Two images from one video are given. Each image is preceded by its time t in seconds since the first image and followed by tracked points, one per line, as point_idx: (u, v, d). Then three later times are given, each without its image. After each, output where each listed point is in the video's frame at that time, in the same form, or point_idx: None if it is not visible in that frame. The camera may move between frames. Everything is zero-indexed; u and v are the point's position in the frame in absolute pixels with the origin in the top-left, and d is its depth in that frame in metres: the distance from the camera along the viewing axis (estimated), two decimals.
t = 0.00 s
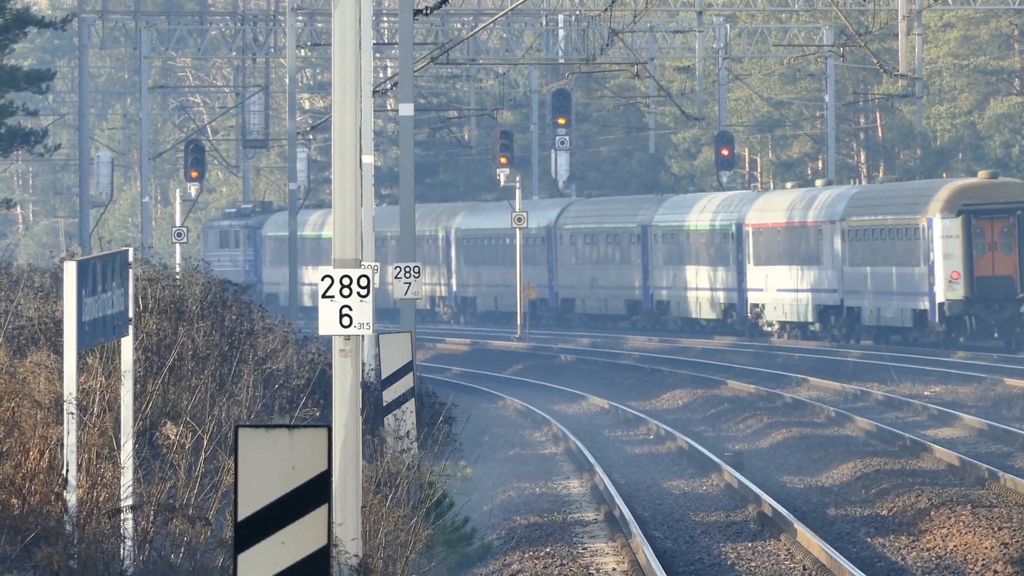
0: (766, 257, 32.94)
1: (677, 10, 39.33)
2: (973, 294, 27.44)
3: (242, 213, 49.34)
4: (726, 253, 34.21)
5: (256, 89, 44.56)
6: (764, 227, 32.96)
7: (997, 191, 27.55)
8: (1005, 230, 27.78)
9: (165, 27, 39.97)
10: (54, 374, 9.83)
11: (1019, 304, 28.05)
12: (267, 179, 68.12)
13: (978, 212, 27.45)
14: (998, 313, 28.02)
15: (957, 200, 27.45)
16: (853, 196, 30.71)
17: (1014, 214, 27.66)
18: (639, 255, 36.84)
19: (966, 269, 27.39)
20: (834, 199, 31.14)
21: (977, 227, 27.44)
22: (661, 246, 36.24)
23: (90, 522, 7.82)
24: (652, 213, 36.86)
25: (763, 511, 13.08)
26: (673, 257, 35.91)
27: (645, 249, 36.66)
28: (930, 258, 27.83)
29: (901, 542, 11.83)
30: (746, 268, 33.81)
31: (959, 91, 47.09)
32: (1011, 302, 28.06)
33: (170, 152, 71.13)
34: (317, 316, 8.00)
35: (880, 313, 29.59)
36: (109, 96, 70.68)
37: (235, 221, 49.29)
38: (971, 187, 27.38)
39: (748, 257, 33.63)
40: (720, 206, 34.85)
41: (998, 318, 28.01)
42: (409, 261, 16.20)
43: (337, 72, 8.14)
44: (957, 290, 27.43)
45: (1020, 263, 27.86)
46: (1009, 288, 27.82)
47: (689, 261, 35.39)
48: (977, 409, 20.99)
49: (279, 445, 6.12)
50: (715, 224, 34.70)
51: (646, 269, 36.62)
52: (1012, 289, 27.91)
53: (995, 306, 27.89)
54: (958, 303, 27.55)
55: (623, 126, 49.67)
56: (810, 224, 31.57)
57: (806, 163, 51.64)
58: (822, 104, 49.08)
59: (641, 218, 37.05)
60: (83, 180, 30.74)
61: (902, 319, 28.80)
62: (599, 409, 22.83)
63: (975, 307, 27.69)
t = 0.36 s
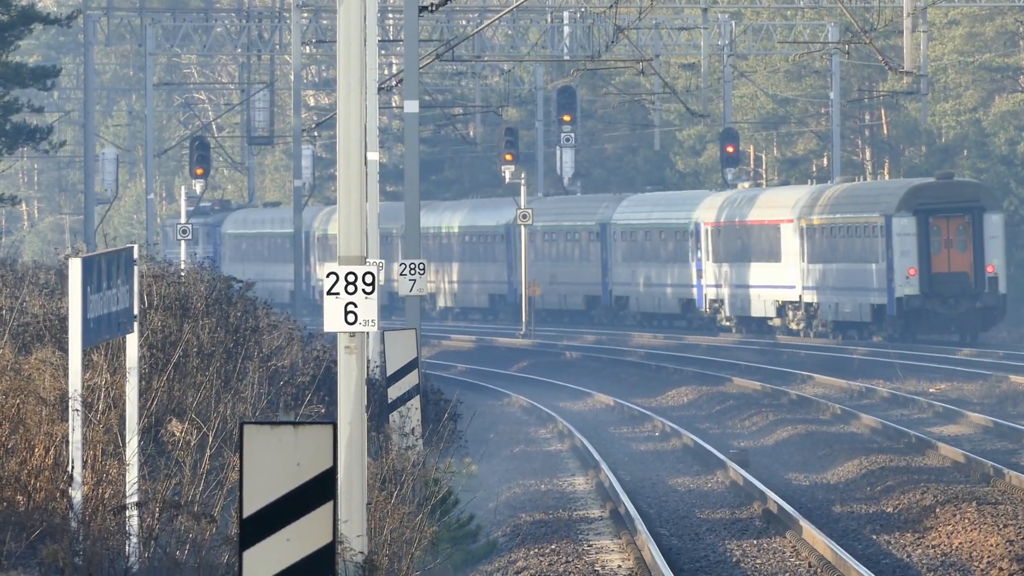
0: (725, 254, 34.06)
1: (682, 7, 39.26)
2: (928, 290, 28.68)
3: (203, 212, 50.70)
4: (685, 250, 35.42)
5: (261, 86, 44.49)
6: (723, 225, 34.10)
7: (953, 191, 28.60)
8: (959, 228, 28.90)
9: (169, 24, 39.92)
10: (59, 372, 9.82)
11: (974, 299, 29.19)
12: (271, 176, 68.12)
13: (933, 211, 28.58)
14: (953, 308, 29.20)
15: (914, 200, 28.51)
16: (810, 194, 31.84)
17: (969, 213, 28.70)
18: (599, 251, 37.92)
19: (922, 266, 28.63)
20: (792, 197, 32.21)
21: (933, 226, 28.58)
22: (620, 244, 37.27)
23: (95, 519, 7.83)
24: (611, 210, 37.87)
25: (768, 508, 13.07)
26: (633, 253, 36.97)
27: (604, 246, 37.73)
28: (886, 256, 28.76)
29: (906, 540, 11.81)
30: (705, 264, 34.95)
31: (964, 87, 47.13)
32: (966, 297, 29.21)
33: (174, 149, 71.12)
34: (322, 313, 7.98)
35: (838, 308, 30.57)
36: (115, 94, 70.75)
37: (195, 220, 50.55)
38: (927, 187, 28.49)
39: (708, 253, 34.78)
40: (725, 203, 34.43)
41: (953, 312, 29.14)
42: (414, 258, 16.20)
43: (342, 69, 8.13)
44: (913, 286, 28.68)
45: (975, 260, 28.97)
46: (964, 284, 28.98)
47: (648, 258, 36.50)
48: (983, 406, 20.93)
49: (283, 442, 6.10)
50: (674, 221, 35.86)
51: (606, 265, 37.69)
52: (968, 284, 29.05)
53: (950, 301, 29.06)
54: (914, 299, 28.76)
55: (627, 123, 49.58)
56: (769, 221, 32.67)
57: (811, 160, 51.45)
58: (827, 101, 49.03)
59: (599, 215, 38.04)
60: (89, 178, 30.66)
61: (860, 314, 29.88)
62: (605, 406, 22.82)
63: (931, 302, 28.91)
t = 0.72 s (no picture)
0: (687, 251, 35.41)
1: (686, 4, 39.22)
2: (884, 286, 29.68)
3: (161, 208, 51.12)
4: (644, 248, 36.73)
5: (266, 83, 44.48)
6: (685, 223, 35.47)
7: (908, 191, 29.51)
8: (916, 227, 29.77)
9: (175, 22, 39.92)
10: (64, 369, 9.83)
11: (929, 295, 30.09)
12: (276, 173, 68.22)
13: (890, 209, 29.50)
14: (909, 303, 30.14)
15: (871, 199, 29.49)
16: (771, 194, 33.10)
17: (924, 212, 29.56)
18: (558, 249, 39.41)
19: (879, 263, 29.61)
20: (753, 197, 33.45)
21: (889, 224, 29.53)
22: (577, 241, 38.72)
23: (99, 517, 7.81)
24: (569, 211, 39.16)
25: (773, 506, 13.07)
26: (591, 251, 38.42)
27: (562, 244, 39.19)
28: (843, 253, 29.86)
29: (912, 537, 11.80)
30: (663, 261, 36.30)
31: (969, 85, 47.23)
32: (922, 293, 30.12)
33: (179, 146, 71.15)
34: (327, 311, 7.97)
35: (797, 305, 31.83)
36: (120, 91, 70.82)
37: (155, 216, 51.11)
38: (884, 186, 29.42)
39: (667, 251, 36.11)
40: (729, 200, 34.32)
41: (909, 308, 30.12)
42: (419, 255, 16.20)
43: (347, 67, 8.14)
44: (870, 283, 29.68)
45: (929, 257, 29.84)
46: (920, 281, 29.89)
47: (606, 256, 37.84)
48: (988, 403, 20.92)
49: (289, 440, 6.11)
50: (637, 220, 37.00)
51: (563, 263, 39.16)
52: (923, 280, 29.97)
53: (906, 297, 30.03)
54: (871, 295, 29.77)
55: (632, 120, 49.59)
56: (731, 220, 33.93)
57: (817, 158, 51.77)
58: (832, 98, 48.99)
59: (558, 215, 39.44)
60: (93, 175, 30.61)
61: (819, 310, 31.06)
62: (610, 404, 22.81)
63: (888, 298, 29.88)
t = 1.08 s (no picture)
0: (645, 248, 36.86)
1: None
2: (845, 281, 30.51)
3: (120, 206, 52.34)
4: (606, 244, 38.20)
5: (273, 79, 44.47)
6: (645, 220, 36.80)
7: (866, 190, 30.48)
8: (873, 224, 30.75)
9: (182, 18, 39.89)
10: (71, 364, 9.83)
11: (887, 290, 31.10)
12: (283, 169, 68.26)
13: (850, 208, 30.39)
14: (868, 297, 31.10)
15: (831, 198, 30.37)
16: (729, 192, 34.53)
17: (882, 210, 30.58)
18: (519, 246, 40.23)
19: (839, 258, 30.46)
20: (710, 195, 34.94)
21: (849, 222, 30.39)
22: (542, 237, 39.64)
23: (106, 513, 7.81)
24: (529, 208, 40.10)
25: (781, 501, 13.05)
26: (552, 245, 39.97)
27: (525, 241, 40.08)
28: (803, 248, 30.94)
29: (919, 533, 11.78)
30: (625, 257, 37.75)
31: (976, 81, 47.10)
32: (880, 287, 31.11)
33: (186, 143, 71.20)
34: (334, 307, 7.95)
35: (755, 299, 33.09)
36: (126, 88, 70.92)
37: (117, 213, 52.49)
38: (844, 185, 30.34)
39: (628, 247, 37.49)
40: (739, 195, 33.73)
41: (868, 303, 31.06)
42: (426, 251, 16.19)
43: (354, 64, 8.10)
44: (831, 278, 30.56)
45: (887, 253, 30.83)
46: (878, 276, 30.85)
47: (568, 252, 39.50)
48: (995, 399, 20.88)
49: (295, 436, 6.09)
50: (596, 218, 38.34)
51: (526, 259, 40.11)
52: (881, 276, 30.90)
53: (865, 292, 30.96)
54: (831, 289, 30.61)
55: (639, 116, 49.58)
56: (690, 217, 35.38)
57: (823, 153, 51.60)
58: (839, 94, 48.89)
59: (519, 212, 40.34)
60: (100, 172, 30.62)
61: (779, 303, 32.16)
62: (616, 400, 22.81)
63: (847, 293, 30.75)
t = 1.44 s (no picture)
0: (608, 247, 38.00)
1: None
2: (807, 280, 31.81)
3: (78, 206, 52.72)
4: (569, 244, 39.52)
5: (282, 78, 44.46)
6: (608, 220, 37.90)
7: (828, 191, 31.81)
8: (834, 223, 32.13)
9: (191, 17, 39.90)
10: (81, 363, 9.82)
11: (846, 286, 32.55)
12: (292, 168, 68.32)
13: (812, 208, 31.70)
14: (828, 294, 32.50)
15: (794, 199, 31.66)
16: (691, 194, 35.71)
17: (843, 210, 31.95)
18: (484, 245, 42.15)
19: (801, 257, 31.75)
20: (673, 196, 36.11)
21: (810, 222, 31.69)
22: (502, 235, 41.28)
23: (116, 512, 7.80)
24: (492, 208, 42.04)
25: (790, 500, 13.01)
26: (512, 248, 41.07)
27: (488, 239, 41.96)
28: (767, 247, 32.16)
29: (928, 532, 11.73)
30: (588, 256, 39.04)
31: (986, 80, 46.88)
32: (840, 285, 32.53)
33: (196, 141, 71.33)
34: (343, 306, 7.92)
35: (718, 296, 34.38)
36: (137, 87, 71.06)
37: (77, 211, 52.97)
38: (806, 187, 31.66)
39: (591, 246, 38.60)
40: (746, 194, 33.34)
41: (828, 299, 32.51)
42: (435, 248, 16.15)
43: (362, 64, 8.08)
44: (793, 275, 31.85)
45: (846, 252, 32.23)
46: (838, 274, 32.24)
47: (529, 251, 40.17)
48: (1005, 398, 20.79)
49: (304, 436, 6.07)
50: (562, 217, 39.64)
51: (489, 257, 41.94)
52: (841, 273, 32.29)
53: (825, 289, 32.34)
54: (794, 286, 31.90)
55: (649, 115, 49.56)
56: (652, 217, 36.50)
57: (832, 152, 51.49)
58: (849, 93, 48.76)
59: (483, 211, 42.32)
60: (110, 171, 30.57)
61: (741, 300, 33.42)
62: (626, 399, 22.77)
63: (808, 290, 32.10)
